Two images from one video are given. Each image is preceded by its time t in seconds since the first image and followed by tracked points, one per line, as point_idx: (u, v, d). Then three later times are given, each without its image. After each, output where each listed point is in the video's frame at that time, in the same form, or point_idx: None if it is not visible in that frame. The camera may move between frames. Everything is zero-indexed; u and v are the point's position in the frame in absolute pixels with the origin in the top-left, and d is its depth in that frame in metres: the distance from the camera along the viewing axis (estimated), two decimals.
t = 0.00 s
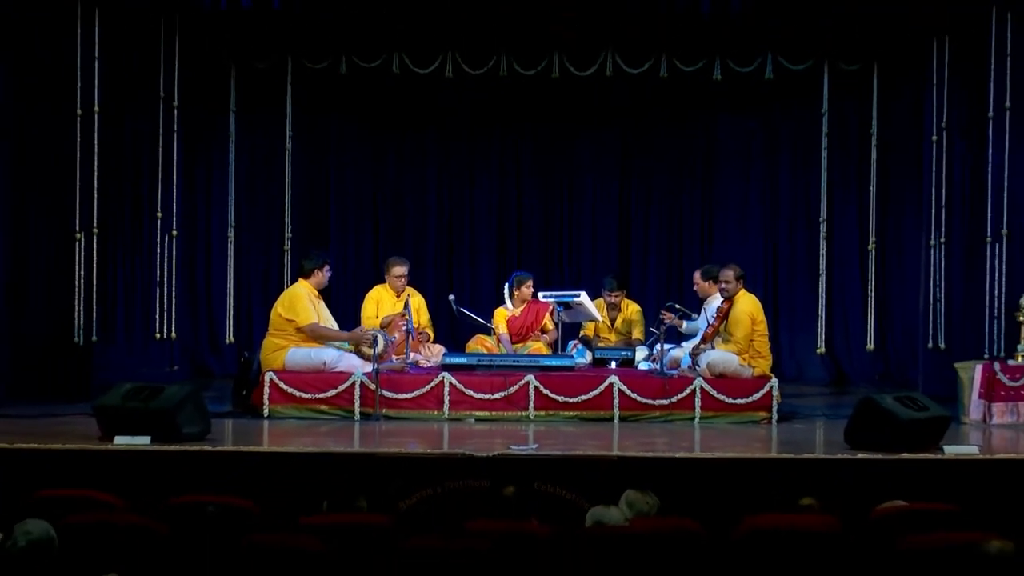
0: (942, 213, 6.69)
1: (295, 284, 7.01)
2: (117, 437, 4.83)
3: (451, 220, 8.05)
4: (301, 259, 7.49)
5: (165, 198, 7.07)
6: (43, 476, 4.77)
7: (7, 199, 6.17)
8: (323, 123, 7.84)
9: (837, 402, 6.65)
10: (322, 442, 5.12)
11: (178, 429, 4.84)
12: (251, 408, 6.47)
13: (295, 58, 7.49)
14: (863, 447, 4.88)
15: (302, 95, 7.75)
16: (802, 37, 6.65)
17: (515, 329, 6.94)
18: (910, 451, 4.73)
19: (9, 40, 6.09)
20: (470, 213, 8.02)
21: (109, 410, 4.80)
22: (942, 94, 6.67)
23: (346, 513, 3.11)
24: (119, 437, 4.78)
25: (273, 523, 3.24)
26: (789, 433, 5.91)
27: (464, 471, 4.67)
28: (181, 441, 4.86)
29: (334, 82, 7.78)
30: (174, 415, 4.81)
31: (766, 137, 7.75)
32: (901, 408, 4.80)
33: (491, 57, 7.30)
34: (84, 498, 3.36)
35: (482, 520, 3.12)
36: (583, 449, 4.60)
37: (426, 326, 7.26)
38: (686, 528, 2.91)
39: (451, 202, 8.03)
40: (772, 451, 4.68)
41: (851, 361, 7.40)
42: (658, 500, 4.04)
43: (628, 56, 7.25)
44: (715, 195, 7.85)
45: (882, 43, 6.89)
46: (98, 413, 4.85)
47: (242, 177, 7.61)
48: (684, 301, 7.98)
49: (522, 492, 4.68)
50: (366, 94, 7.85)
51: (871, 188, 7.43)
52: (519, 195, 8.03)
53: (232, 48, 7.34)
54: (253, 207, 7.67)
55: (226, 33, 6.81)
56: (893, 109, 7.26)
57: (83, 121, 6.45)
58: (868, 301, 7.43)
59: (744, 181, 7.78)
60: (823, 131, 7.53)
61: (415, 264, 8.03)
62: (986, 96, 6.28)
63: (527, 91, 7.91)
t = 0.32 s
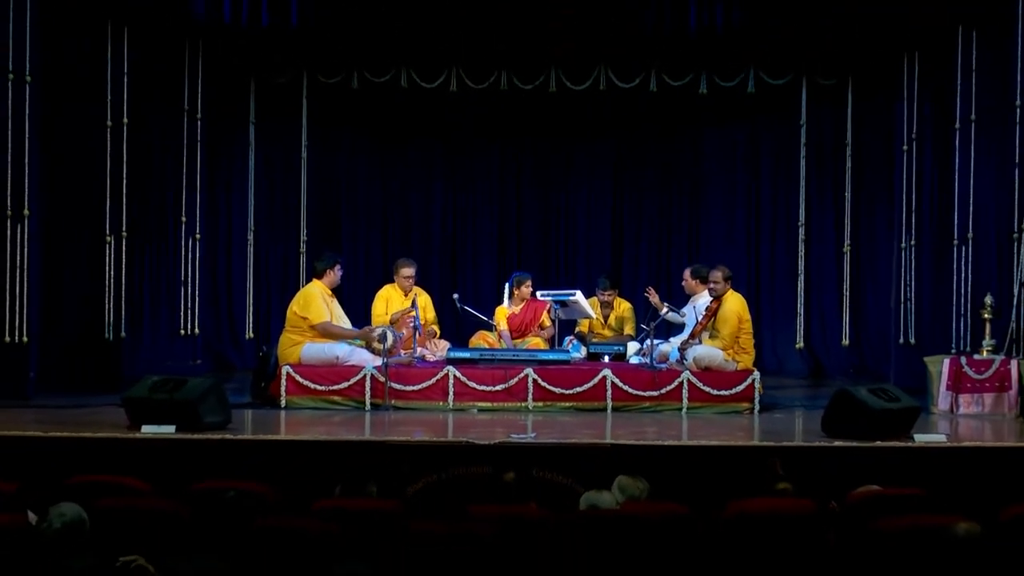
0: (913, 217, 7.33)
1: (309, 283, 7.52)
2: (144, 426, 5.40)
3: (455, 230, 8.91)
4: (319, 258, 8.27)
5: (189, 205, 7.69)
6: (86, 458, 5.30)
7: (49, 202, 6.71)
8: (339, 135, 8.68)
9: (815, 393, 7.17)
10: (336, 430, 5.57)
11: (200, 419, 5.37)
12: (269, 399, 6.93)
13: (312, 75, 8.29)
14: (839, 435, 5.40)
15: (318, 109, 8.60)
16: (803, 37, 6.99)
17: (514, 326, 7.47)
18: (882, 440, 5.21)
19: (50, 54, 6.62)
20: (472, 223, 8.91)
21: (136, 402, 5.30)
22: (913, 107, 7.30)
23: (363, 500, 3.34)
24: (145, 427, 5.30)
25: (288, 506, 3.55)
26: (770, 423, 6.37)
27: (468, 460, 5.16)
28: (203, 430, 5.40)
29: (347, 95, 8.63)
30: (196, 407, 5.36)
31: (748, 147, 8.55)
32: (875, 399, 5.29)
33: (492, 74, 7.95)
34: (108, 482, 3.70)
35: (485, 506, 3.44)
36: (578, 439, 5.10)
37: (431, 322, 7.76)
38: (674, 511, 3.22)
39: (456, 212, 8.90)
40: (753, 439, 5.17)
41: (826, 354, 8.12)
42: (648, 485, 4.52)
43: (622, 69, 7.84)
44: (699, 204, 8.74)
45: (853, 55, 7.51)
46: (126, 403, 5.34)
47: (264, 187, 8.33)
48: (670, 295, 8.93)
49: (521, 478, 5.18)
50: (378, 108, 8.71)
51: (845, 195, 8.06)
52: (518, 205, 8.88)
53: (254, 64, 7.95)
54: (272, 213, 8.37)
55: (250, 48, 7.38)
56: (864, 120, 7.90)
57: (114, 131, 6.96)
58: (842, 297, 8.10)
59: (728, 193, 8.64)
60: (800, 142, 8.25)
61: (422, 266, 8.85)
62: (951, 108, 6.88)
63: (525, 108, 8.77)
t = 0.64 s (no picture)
0: (891, 221, 8.01)
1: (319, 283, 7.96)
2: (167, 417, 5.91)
3: (458, 229, 9.55)
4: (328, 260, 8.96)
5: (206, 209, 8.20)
6: (113, 446, 5.68)
7: (77, 203, 7.14)
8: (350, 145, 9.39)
9: (799, 387, 7.60)
10: (348, 423, 5.97)
11: (217, 412, 5.88)
12: (281, 392, 7.33)
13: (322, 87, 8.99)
14: (822, 428, 5.91)
15: (328, 121, 9.30)
16: (804, 35, 7.24)
17: (514, 324, 7.87)
18: (862, 430, 5.74)
19: (78, 64, 7.08)
20: (473, 224, 9.56)
21: (159, 395, 5.84)
22: (889, 117, 8.04)
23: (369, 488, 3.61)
24: (166, 419, 5.79)
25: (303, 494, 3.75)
26: (756, 415, 6.76)
27: (471, 450, 5.54)
28: (220, 422, 5.89)
29: (357, 106, 9.33)
30: (213, 400, 5.81)
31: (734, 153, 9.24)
32: (855, 394, 5.82)
33: (492, 84, 8.49)
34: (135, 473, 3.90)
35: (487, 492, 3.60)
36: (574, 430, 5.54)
37: (436, 318, 8.24)
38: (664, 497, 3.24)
39: (458, 212, 9.53)
40: (741, 432, 5.63)
41: (808, 348, 8.83)
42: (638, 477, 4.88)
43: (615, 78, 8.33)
44: (690, 205, 9.34)
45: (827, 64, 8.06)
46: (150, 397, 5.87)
47: (277, 197, 9.07)
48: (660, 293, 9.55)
49: (522, 466, 5.56)
50: (388, 119, 9.39)
51: (827, 200, 8.79)
52: (518, 208, 9.55)
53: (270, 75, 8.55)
54: (285, 214, 9.10)
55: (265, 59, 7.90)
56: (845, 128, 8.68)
57: (135, 140, 7.46)
58: (824, 296, 8.82)
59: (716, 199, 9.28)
60: (785, 149, 8.95)
61: (427, 267, 9.49)
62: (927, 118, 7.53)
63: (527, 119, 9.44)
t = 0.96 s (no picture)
0: (871, 227, 8.71)
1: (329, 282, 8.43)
2: (183, 413, 6.31)
3: (461, 231, 10.24)
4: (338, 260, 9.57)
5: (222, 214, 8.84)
6: (142, 433, 6.12)
7: (104, 204, 7.69)
8: (358, 154, 9.96)
9: (782, 380, 8.10)
10: (358, 416, 6.39)
11: (234, 404, 6.29)
12: (293, 386, 7.76)
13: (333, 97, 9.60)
14: (805, 420, 6.35)
15: (337, 128, 9.84)
16: (799, 41, 7.72)
17: (513, 321, 8.29)
18: (842, 422, 6.18)
19: (102, 73, 7.61)
20: (475, 227, 10.24)
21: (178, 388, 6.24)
22: (869, 127, 8.75)
23: (378, 477, 3.88)
24: (186, 412, 6.20)
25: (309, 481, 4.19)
26: (742, 408, 7.19)
27: (475, 441, 5.96)
28: (237, 413, 6.31)
29: (365, 116, 9.97)
30: (230, 394, 6.24)
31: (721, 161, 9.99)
32: (836, 387, 6.26)
33: (494, 94, 9.30)
34: (151, 460, 4.28)
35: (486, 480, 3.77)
36: (572, 423, 5.98)
37: (440, 317, 8.67)
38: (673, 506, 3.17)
39: (460, 214, 10.25)
40: (728, 424, 6.05)
41: (791, 344, 9.55)
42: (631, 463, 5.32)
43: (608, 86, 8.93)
44: (681, 211, 10.12)
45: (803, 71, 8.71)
46: (170, 390, 6.27)
47: (289, 201, 9.69)
48: (652, 291, 10.23)
49: (521, 456, 5.98)
50: (393, 127, 10.04)
51: (810, 203, 9.49)
52: (517, 212, 10.27)
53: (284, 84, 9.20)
54: (297, 220, 9.70)
55: (286, 70, 8.54)
56: (829, 136, 9.39)
57: (157, 146, 8.08)
58: (807, 296, 9.48)
59: (705, 203, 10.02)
60: (770, 157, 9.71)
61: (431, 267, 10.18)
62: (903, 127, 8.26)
63: (525, 128, 10.18)
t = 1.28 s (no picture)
0: (844, 233, 9.98)
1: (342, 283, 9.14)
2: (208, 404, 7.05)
3: (465, 233, 11.21)
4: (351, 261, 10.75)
5: (242, 219, 10.10)
6: (171, 421, 6.71)
7: (135, 207, 8.73)
8: (370, 168, 11.05)
9: (762, 372, 8.77)
10: (370, 406, 6.99)
11: (252, 395, 6.99)
12: (309, 378, 8.36)
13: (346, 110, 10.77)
14: (784, 410, 6.99)
15: (351, 139, 10.90)
16: (780, 59, 8.71)
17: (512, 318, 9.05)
18: (819, 412, 6.81)
19: (131, 89, 8.63)
20: (478, 229, 11.21)
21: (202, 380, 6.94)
22: (842, 140, 10.02)
23: (386, 463, 4.25)
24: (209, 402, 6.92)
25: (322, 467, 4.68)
26: (726, 398, 7.77)
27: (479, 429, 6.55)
28: (255, 403, 7.00)
29: (376, 128, 11.04)
30: (250, 385, 6.96)
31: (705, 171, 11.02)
32: (813, 379, 6.89)
33: (495, 107, 10.47)
34: (179, 448, 4.88)
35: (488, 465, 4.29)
36: (569, 413, 6.58)
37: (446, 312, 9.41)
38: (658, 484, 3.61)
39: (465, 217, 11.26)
40: (712, 414, 6.66)
41: (771, 339, 10.81)
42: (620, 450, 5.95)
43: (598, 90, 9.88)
44: (667, 220, 11.09)
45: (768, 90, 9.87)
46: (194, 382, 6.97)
47: (307, 210, 10.88)
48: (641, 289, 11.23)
49: (522, 443, 6.57)
50: (403, 139, 11.09)
51: (789, 211, 10.78)
52: (517, 219, 11.24)
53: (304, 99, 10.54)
54: (313, 226, 10.91)
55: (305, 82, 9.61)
56: (804, 149, 10.65)
57: (183, 156, 9.22)
58: (785, 294, 10.82)
59: (688, 210, 11.02)
60: (751, 166, 10.86)
61: (437, 267, 11.20)
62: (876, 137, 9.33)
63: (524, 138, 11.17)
